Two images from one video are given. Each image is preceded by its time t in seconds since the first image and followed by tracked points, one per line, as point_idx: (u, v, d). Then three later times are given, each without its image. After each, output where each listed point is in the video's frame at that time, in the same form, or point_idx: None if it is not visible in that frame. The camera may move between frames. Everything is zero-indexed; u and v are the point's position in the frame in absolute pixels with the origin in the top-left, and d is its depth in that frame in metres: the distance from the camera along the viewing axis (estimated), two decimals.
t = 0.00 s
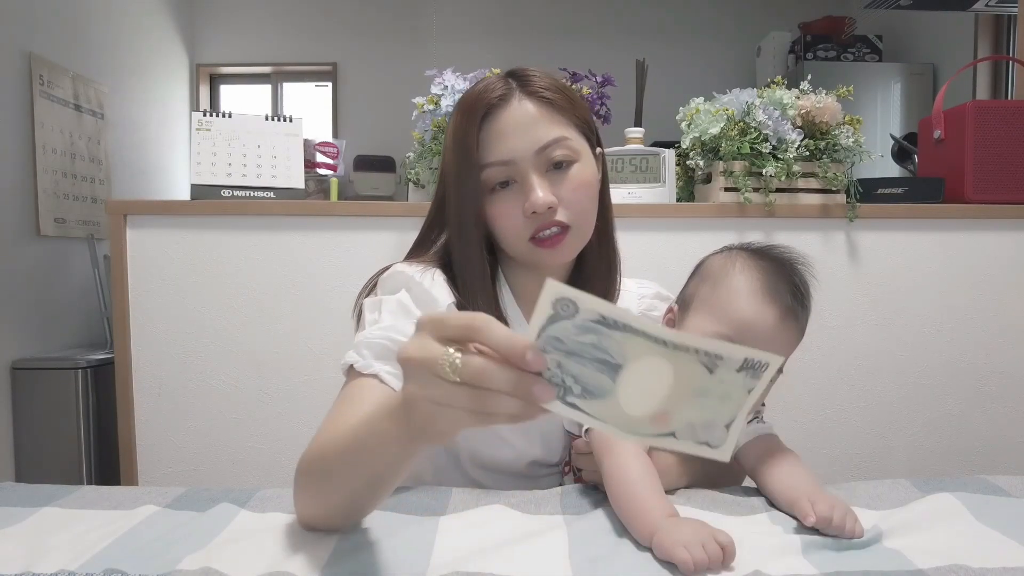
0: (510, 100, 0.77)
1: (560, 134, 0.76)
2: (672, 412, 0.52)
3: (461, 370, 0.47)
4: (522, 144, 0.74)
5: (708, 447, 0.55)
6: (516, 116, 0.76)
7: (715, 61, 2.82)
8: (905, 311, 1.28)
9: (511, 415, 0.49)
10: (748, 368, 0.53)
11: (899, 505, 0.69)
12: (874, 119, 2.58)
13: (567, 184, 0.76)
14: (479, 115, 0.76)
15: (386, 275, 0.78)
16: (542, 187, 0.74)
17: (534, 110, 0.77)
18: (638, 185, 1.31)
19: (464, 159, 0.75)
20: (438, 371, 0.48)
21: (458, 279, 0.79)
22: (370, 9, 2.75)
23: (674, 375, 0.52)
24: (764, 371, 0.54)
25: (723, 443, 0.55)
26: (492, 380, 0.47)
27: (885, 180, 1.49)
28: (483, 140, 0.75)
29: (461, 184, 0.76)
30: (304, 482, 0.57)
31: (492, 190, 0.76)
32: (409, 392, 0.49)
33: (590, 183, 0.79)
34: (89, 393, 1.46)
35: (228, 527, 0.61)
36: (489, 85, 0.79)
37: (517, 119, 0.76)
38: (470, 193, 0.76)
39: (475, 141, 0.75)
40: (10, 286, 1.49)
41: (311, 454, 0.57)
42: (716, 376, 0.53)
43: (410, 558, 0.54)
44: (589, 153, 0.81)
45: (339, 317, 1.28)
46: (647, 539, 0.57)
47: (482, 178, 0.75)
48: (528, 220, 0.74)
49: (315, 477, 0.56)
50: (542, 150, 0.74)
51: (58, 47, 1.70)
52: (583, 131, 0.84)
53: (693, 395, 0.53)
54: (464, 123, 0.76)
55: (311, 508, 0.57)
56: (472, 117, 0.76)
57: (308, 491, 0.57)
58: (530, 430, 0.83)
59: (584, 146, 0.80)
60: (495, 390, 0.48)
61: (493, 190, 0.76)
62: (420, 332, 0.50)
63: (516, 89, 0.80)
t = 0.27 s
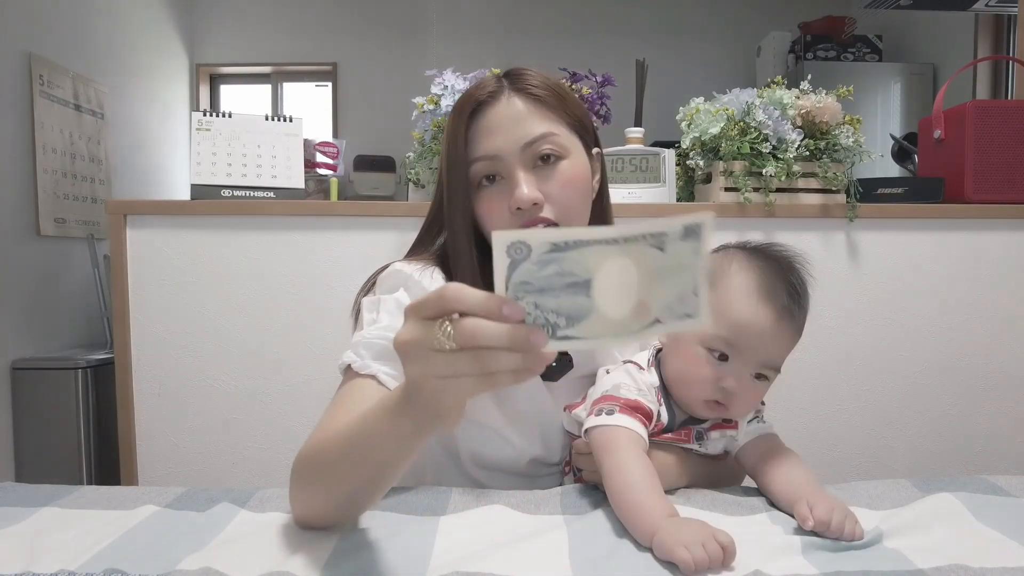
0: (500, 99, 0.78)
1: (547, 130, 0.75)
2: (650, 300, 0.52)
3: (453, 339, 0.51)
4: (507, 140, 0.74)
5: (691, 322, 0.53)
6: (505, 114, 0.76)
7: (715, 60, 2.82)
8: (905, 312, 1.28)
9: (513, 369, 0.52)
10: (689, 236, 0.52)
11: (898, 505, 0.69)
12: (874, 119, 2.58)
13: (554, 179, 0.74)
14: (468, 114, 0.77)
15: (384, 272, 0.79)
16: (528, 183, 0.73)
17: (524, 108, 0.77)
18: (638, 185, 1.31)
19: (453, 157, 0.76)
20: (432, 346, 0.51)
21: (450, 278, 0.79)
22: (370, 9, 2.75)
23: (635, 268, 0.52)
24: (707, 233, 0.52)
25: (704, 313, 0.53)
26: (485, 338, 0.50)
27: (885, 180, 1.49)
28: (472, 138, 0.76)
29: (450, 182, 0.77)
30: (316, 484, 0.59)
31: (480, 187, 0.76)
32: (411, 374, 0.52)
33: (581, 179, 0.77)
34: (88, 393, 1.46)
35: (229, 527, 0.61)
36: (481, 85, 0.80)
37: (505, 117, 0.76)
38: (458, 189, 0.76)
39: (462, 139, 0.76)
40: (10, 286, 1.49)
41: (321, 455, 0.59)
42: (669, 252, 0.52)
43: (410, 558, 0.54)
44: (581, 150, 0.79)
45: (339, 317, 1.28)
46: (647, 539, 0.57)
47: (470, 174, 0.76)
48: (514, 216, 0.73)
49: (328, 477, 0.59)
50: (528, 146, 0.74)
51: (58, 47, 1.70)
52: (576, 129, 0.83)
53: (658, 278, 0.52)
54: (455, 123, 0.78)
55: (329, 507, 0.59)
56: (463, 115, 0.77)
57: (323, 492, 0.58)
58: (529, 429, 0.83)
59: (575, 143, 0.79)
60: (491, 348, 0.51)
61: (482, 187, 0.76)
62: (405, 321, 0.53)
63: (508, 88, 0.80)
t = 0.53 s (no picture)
0: (508, 104, 0.77)
1: (558, 139, 0.75)
2: (630, 282, 0.54)
3: (435, 311, 0.51)
4: (518, 150, 0.73)
5: (671, 305, 0.56)
6: (514, 121, 0.75)
7: (715, 60, 2.82)
8: (905, 311, 1.28)
9: (495, 342, 0.52)
10: (672, 220, 0.53)
11: (898, 505, 0.69)
12: (874, 119, 2.58)
13: (565, 190, 0.75)
14: (476, 118, 0.75)
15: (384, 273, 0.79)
16: (538, 195, 0.74)
17: (533, 116, 0.76)
18: (638, 185, 1.31)
19: (461, 165, 0.75)
20: (415, 319, 0.52)
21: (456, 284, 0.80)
22: (370, 9, 2.75)
23: (617, 250, 0.52)
24: (689, 217, 0.53)
25: (682, 296, 0.56)
26: (465, 309, 0.50)
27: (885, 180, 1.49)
28: (481, 146, 0.75)
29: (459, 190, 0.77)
30: (311, 472, 0.59)
31: (489, 194, 0.76)
32: (397, 350, 0.53)
33: (590, 188, 0.78)
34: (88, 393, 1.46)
35: (229, 527, 0.61)
36: (488, 87, 0.78)
37: (514, 125, 0.75)
38: (467, 198, 0.76)
39: (472, 146, 0.75)
40: (10, 286, 1.49)
41: (317, 444, 0.60)
42: (651, 235, 0.52)
43: (410, 558, 0.54)
44: (590, 157, 0.79)
45: (339, 317, 1.28)
46: (648, 538, 0.57)
47: (479, 183, 0.76)
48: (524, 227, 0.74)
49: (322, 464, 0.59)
50: (539, 156, 0.74)
51: (58, 47, 1.70)
52: (584, 136, 0.82)
53: (640, 261, 0.53)
54: (461, 126, 0.76)
55: (322, 495, 0.59)
56: (470, 121, 0.75)
57: (316, 480, 0.59)
58: (529, 429, 0.83)
59: (584, 151, 0.79)
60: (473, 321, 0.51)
61: (490, 196, 0.76)
62: (393, 299, 0.54)
63: (515, 91, 0.79)
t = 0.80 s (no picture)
0: (509, 110, 0.76)
1: (560, 146, 0.75)
2: (639, 299, 0.54)
3: (435, 324, 0.52)
4: (520, 158, 0.73)
5: (684, 322, 0.55)
6: (516, 128, 0.75)
7: (715, 60, 2.82)
8: (905, 312, 1.28)
9: (496, 356, 0.52)
10: (687, 235, 0.53)
11: (898, 506, 0.69)
12: (874, 119, 2.58)
13: (568, 196, 0.75)
14: (477, 127, 0.75)
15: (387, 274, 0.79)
16: (542, 202, 0.73)
17: (534, 122, 0.75)
18: (638, 185, 1.31)
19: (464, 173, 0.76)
20: (415, 331, 0.52)
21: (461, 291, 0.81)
22: (370, 9, 2.75)
23: (624, 262, 0.53)
24: (706, 232, 0.53)
25: (699, 314, 0.54)
26: (465, 323, 0.50)
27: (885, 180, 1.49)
28: (483, 154, 0.75)
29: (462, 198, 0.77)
30: (309, 475, 0.59)
31: (493, 202, 0.77)
32: (395, 360, 0.53)
33: (593, 193, 0.77)
34: (88, 393, 1.46)
35: (229, 526, 0.61)
36: (488, 93, 0.78)
37: (516, 132, 0.74)
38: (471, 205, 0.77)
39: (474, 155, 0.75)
40: (8, 286, 1.49)
41: (316, 446, 0.60)
42: (663, 251, 0.53)
43: (410, 558, 0.54)
44: (592, 163, 0.79)
45: (339, 318, 1.28)
46: (648, 538, 0.57)
47: (482, 190, 0.76)
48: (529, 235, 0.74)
49: (320, 467, 0.59)
50: (542, 163, 0.73)
51: (59, 47, 1.70)
52: (585, 140, 0.82)
53: (650, 276, 0.53)
54: (463, 135, 0.76)
55: (319, 499, 0.59)
56: (472, 129, 0.75)
57: (314, 483, 0.59)
58: (530, 430, 0.83)
59: (587, 157, 0.78)
60: (473, 334, 0.51)
61: (494, 203, 0.77)
62: (393, 310, 0.54)
63: (516, 96, 0.78)
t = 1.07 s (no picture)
0: (508, 110, 0.76)
1: (559, 146, 0.75)
2: (637, 300, 0.54)
3: (432, 323, 0.52)
4: (519, 158, 0.74)
5: (684, 323, 0.54)
6: (515, 128, 0.75)
7: (715, 60, 2.82)
8: (905, 311, 1.28)
9: (494, 356, 0.52)
10: (686, 236, 0.52)
11: (899, 506, 0.69)
12: (874, 119, 2.58)
13: (567, 196, 0.75)
14: (476, 126, 0.75)
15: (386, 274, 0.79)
16: (541, 202, 0.74)
17: (533, 122, 0.75)
18: (638, 185, 1.31)
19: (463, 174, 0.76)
20: (412, 330, 0.52)
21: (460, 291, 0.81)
22: (370, 9, 2.75)
23: (623, 264, 0.53)
24: (706, 232, 0.53)
25: (698, 315, 0.54)
26: (462, 322, 0.51)
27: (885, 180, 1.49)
28: (482, 154, 0.75)
29: (461, 198, 0.77)
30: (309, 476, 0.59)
31: (492, 201, 0.77)
32: (393, 360, 0.53)
33: (593, 193, 0.77)
34: (88, 393, 1.46)
35: (229, 527, 0.61)
36: (487, 93, 0.78)
37: (515, 132, 0.74)
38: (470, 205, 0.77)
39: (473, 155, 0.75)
40: (8, 286, 1.49)
41: (316, 446, 0.60)
42: (661, 253, 0.53)
43: (409, 558, 0.54)
44: (591, 162, 0.79)
45: (339, 318, 1.29)
46: (648, 538, 0.57)
47: (481, 190, 0.76)
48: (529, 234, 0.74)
49: (320, 468, 0.59)
50: (541, 163, 0.74)
51: (59, 47, 1.70)
52: (584, 139, 0.82)
53: (648, 278, 0.53)
54: (462, 134, 0.76)
55: (320, 499, 0.59)
56: (471, 129, 0.75)
57: (314, 483, 0.59)
58: (530, 431, 0.83)
59: (586, 157, 0.78)
60: (471, 334, 0.51)
61: (493, 203, 0.77)
62: (390, 310, 0.54)
63: (514, 95, 0.78)
